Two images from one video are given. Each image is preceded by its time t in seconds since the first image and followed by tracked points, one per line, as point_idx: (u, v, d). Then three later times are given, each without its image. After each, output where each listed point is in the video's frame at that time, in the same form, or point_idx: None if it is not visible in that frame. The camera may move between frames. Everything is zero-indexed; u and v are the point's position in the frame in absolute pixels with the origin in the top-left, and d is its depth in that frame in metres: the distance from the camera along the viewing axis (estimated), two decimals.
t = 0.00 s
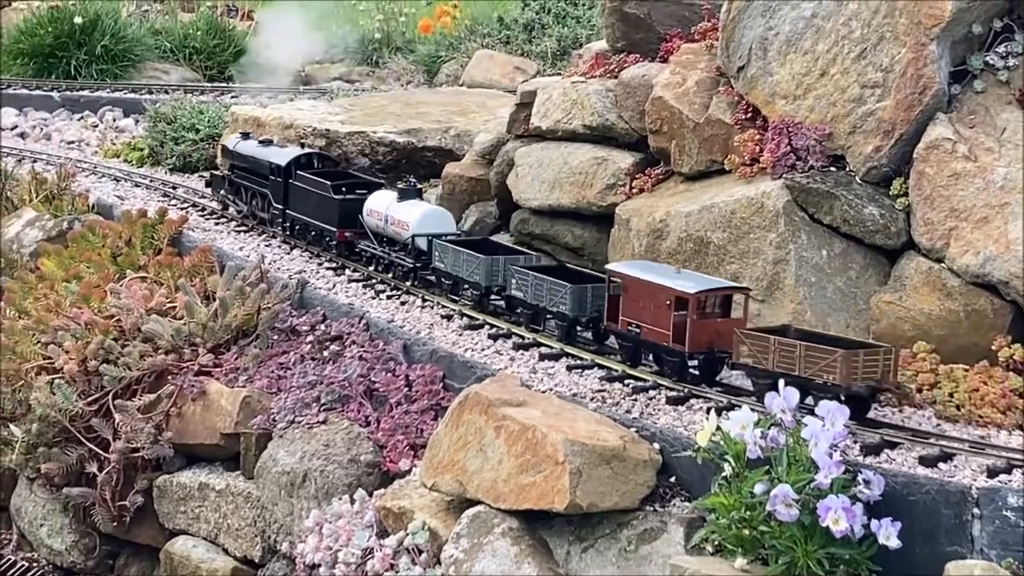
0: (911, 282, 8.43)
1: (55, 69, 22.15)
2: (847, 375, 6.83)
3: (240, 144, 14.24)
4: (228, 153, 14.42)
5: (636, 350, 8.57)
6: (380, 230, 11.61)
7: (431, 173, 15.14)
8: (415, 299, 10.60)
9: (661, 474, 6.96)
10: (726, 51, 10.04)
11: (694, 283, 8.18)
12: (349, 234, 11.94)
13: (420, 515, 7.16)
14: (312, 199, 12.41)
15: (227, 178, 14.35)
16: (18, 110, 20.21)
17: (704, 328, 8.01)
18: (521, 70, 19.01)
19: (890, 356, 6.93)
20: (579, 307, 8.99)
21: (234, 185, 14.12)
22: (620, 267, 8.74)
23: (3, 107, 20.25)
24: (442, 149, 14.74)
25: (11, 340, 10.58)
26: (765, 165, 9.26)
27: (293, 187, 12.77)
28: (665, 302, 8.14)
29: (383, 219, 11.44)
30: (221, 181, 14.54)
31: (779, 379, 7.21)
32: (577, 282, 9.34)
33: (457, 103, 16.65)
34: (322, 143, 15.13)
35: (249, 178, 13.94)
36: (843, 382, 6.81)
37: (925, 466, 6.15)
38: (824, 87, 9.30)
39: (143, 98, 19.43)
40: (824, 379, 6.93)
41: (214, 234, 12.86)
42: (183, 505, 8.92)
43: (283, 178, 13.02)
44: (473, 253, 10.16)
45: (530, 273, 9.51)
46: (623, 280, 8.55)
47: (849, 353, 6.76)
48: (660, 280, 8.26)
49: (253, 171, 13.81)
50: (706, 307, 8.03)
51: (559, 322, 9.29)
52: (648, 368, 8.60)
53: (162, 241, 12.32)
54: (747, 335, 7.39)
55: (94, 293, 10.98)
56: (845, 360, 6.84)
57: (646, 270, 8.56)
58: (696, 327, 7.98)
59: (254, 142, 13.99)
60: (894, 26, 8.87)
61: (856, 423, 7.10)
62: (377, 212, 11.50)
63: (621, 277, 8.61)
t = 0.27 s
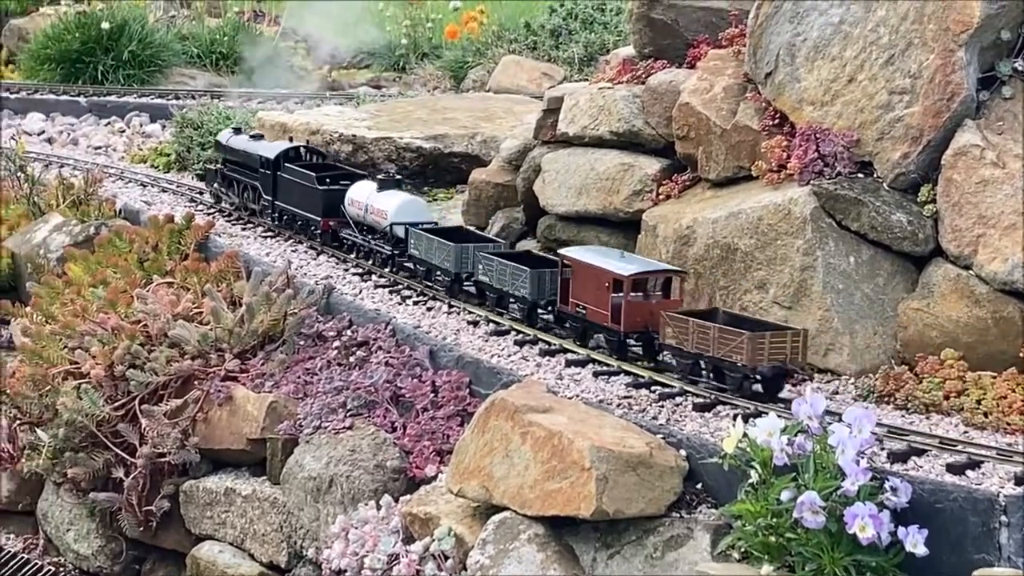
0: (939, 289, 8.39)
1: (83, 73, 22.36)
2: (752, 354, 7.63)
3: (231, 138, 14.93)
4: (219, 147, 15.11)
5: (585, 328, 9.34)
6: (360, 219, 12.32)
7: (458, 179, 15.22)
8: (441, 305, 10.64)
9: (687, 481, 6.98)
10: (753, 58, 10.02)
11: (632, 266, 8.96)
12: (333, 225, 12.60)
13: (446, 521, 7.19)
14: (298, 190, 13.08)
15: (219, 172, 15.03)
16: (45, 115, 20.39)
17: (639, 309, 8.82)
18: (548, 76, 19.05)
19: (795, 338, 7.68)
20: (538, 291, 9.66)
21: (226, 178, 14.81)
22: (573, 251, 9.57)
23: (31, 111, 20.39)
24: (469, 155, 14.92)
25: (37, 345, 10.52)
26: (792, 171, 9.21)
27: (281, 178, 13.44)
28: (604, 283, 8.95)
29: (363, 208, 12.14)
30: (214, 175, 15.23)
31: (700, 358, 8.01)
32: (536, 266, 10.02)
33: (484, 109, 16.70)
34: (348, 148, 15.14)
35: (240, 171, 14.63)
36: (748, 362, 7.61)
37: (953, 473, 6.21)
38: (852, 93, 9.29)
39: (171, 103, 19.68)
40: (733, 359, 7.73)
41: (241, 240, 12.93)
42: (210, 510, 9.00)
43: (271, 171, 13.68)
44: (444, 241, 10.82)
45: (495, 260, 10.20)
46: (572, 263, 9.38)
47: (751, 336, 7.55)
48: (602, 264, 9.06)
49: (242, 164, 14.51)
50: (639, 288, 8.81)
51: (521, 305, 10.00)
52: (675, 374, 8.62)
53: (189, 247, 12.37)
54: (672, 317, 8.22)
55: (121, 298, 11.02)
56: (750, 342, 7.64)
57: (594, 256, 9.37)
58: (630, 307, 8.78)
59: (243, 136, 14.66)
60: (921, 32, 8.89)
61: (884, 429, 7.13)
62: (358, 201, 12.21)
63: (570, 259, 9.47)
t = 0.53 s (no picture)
0: (966, 296, 8.38)
1: (112, 80, 22.70)
2: (679, 333, 8.40)
3: (225, 135, 15.81)
4: (216, 143, 15.98)
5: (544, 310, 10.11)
6: (344, 208, 13.03)
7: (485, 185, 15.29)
8: (468, 311, 10.67)
9: (714, 487, 7.00)
10: (781, 65, 10.06)
11: (584, 250, 9.67)
12: (321, 214, 13.41)
13: (472, 527, 7.24)
14: (288, 182, 13.92)
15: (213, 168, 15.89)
16: (75, 120, 20.55)
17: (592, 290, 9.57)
18: (576, 82, 19.11)
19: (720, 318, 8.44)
20: (504, 276, 10.43)
21: (220, 174, 15.66)
22: (533, 237, 10.32)
23: (61, 117, 20.64)
24: (496, 162, 14.91)
25: (66, 350, 10.66)
26: (820, 177, 9.24)
27: (272, 170, 14.29)
28: (559, 267, 9.71)
29: (347, 197, 12.86)
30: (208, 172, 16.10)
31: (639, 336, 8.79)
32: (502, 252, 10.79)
33: (512, 115, 16.76)
34: (376, 154, 15.28)
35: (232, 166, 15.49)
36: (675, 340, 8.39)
37: (980, 482, 6.20)
38: (879, 100, 9.26)
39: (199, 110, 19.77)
40: (664, 337, 8.51)
41: (269, 245, 13.01)
42: (237, 515, 9.10)
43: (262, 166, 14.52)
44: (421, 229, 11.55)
45: (465, 247, 10.95)
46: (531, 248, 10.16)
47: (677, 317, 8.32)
48: (557, 248, 9.81)
49: (235, 160, 15.39)
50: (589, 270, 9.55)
51: (489, 290, 10.77)
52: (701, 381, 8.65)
53: (217, 253, 12.43)
54: (616, 299, 9.09)
55: (149, 304, 11.11)
56: (678, 323, 8.41)
57: (551, 241, 10.15)
58: (582, 289, 9.51)
59: (238, 132, 15.55)
60: (950, 39, 8.80)
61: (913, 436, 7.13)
62: (343, 192, 12.93)
63: (531, 246, 10.19)
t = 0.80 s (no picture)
0: (995, 304, 8.35)
1: (139, 87, 22.66)
2: (622, 314, 9.34)
3: (216, 133, 16.60)
4: (206, 140, 16.75)
5: (508, 296, 10.96)
6: (331, 199, 13.93)
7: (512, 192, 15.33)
8: (494, 319, 10.70)
9: (741, 496, 7.00)
10: (809, 71, 10.08)
11: (546, 237, 10.43)
12: (309, 206, 14.29)
13: (499, 534, 7.26)
14: (279, 177, 14.75)
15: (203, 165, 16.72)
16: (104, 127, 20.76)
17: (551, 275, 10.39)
18: (603, 89, 19.15)
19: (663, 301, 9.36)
20: (473, 263, 11.19)
21: (210, 168, 16.47)
22: (500, 226, 11.08)
23: (89, 124, 20.81)
24: (523, 169, 15.05)
25: (93, 356, 10.79)
26: (847, 185, 9.23)
27: (263, 165, 15.11)
28: (521, 254, 10.49)
29: (333, 188, 13.75)
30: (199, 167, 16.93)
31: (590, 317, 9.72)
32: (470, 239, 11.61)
33: (539, 122, 16.82)
34: (403, 162, 15.24)
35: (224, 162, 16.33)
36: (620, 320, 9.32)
37: (1009, 491, 6.19)
38: (907, 108, 9.23)
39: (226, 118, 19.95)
40: (610, 317, 9.44)
41: (296, 252, 13.09)
42: (264, 522, 9.16)
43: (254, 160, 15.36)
44: (399, 218, 12.34)
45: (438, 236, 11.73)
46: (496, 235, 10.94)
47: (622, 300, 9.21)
48: (520, 235, 10.57)
49: (226, 155, 16.21)
50: (549, 257, 10.36)
51: (460, 275, 11.55)
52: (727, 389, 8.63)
53: (244, 259, 12.52)
54: (570, 283, 10.04)
55: (176, 310, 11.22)
56: (621, 304, 9.35)
57: (516, 229, 10.87)
58: (542, 274, 10.32)
59: (229, 129, 16.34)
60: (978, 46, 8.86)
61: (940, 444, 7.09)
62: (329, 183, 13.83)
63: (497, 234, 10.96)
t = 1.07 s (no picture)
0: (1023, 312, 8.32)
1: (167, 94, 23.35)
2: (577, 295, 10.10)
3: (202, 130, 17.43)
4: (193, 137, 17.57)
5: (477, 280, 11.74)
6: (317, 190, 14.73)
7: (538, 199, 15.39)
8: (521, 325, 10.73)
9: (768, 503, 7.03)
10: (836, 79, 10.05)
11: (511, 224, 11.16)
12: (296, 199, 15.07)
13: (525, 541, 7.28)
14: (266, 171, 15.56)
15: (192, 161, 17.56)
16: (130, 133, 21.05)
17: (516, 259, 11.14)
18: (629, 96, 19.19)
19: (614, 284, 10.14)
20: (446, 248, 12.01)
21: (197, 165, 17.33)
22: (471, 212, 11.80)
23: (117, 131, 21.02)
24: (549, 175, 14.97)
25: (120, 362, 10.80)
26: (875, 193, 9.23)
27: (251, 161, 15.92)
28: (488, 240, 11.20)
29: (319, 181, 14.53)
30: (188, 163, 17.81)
31: (548, 299, 10.49)
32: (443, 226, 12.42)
33: (565, 129, 16.87)
34: (429, 168, 15.43)
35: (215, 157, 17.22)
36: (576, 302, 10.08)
37: None
38: (935, 115, 9.20)
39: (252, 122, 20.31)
40: (566, 299, 10.20)
41: (322, 259, 13.16)
42: (290, 528, 9.25)
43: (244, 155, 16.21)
44: (378, 208, 13.11)
45: (415, 224, 12.50)
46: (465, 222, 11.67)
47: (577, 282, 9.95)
48: (488, 222, 11.27)
49: (213, 152, 17.04)
50: (515, 243, 11.10)
51: (435, 262, 12.31)
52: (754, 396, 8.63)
53: (270, 266, 12.62)
54: (532, 268, 10.75)
55: (202, 317, 11.29)
56: (576, 286, 10.12)
57: (484, 216, 11.61)
58: (508, 259, 11.05)
59: (217, 127, 17.17)
60: (1006, 53, 8.81)
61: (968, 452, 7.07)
62: (315, 176, 14.63)
63: (468, 221, 11.70)
